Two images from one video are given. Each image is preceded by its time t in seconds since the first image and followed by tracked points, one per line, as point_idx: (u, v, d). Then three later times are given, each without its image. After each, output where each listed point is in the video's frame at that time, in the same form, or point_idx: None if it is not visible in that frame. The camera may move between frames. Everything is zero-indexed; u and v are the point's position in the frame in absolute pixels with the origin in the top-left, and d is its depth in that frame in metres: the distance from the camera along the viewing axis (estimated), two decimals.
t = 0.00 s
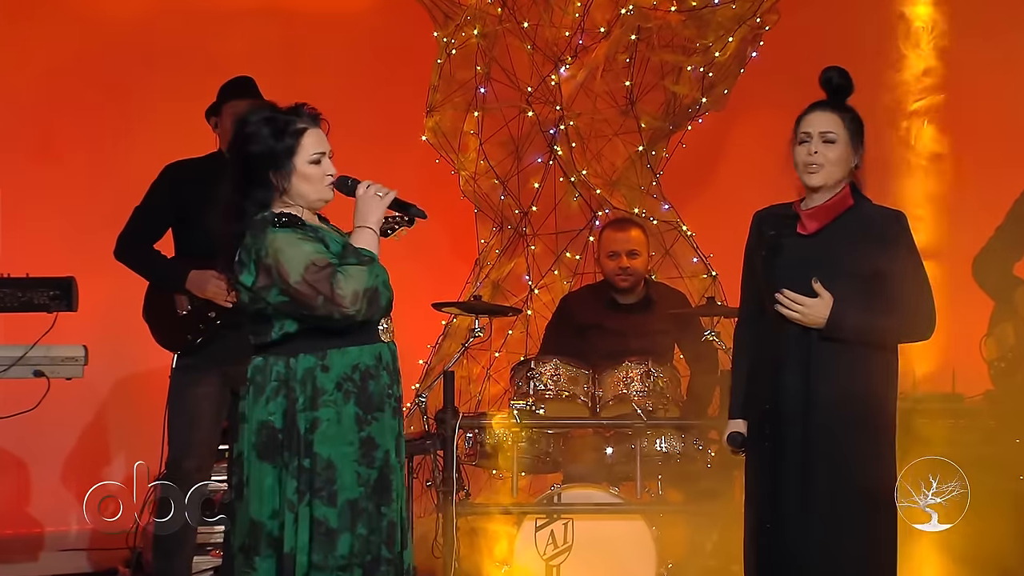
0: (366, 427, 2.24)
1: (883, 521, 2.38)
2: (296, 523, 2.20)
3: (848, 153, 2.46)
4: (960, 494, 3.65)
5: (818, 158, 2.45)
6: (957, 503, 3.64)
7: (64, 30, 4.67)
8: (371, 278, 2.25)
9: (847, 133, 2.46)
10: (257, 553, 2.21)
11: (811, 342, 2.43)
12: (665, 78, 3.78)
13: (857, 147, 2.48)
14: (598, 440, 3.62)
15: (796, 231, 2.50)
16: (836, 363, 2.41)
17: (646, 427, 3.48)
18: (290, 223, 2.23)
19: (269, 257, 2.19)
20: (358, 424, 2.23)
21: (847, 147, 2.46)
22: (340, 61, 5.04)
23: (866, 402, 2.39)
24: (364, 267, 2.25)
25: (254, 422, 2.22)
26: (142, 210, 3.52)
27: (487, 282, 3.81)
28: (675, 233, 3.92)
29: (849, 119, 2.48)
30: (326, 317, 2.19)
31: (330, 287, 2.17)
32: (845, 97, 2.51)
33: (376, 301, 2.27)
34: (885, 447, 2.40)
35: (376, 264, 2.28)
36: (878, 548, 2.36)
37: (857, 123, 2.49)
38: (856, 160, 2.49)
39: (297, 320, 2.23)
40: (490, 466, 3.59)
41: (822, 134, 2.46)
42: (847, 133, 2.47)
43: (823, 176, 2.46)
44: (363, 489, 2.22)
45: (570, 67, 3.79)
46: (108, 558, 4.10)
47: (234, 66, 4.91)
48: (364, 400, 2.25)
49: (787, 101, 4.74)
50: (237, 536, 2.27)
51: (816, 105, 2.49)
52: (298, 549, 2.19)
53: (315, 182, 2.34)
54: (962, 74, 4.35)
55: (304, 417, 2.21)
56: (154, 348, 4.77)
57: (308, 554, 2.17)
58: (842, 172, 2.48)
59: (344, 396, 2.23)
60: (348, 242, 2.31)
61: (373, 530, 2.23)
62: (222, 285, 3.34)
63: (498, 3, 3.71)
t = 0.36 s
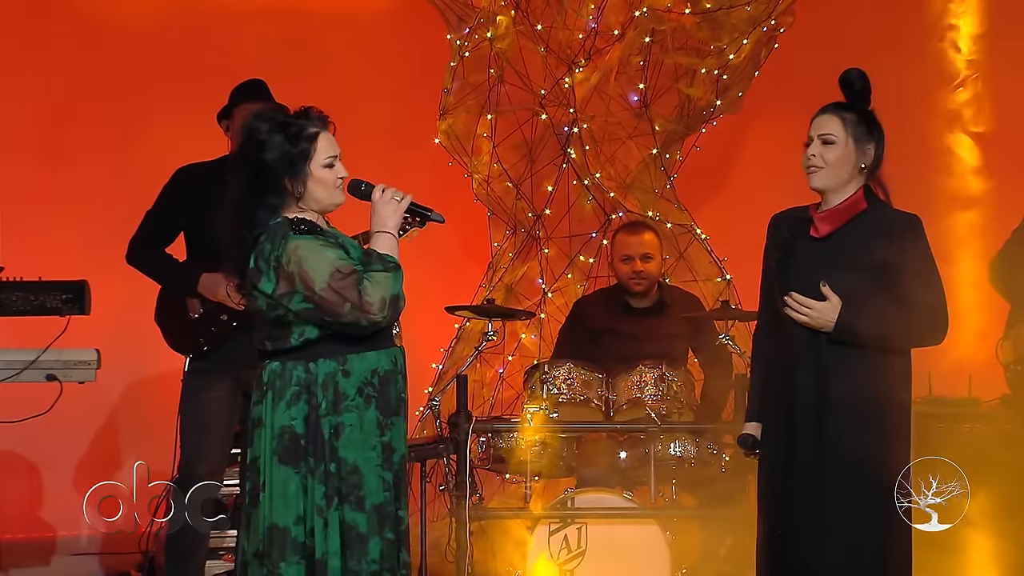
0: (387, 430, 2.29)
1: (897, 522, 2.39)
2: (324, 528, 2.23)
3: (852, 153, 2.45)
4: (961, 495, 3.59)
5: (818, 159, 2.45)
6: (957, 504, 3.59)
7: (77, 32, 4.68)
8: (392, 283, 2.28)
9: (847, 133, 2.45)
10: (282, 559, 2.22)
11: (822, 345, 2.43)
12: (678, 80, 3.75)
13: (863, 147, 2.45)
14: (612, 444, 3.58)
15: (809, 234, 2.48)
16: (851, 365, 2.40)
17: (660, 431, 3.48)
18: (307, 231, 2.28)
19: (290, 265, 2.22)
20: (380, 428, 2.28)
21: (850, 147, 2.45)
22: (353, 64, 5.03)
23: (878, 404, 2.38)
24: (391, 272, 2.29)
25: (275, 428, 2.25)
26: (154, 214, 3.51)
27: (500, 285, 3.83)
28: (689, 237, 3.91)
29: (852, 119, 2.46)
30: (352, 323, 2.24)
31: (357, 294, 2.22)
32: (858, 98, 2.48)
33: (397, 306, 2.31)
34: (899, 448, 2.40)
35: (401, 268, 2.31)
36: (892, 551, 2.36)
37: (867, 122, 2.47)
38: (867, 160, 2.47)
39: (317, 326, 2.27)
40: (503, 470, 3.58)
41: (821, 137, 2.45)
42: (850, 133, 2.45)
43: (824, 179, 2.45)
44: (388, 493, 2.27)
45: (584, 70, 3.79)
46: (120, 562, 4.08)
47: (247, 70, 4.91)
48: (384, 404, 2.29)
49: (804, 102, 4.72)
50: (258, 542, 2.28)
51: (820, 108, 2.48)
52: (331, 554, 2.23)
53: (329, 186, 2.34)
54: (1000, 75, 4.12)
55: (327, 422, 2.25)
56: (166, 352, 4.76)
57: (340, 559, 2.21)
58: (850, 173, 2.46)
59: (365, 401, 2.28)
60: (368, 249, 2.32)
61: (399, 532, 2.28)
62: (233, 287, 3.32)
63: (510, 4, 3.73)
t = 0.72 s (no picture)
0: (397, 432, 2.29)
1: (910, 522, 2.38)
2: (339, 529, 2.24)
3: (855, 156, 2.41)
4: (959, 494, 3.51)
5: (822, 163, 2.43)
6: (958, 503, 3.51)
7: (84, 33, 4.68)
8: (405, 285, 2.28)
9: (851, 136, 2.42)
10: (293, 560, 2.22)
11: (830, 348, 2.41)
12: (688, 82, 3.75)
13: (867, 149, 2.42)
14: (621, 447, 3.55)
15: (817, 237, 2.48)
16: (860, 366, 2.37)
17: (670, 432, 3.48)
18: (321, 232, 2.26)
19: (304, 266, 2.21)
20: (392, 430, 2.28)
21: (854, 150, 2.41)
22: (362, 66, 5.02)
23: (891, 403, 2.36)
24: (407, 274, 2.29)
25: (287, 429, 2.23)
26: (162, 216, 3.50)
27: (509, 287, 3.84)
28: (699, 237, 3.91)
29: (856, 122, 2.43)
30: (367, 324, 2.23)
31: (373, 295, 2.21)
32: (867, 100, 2.46)
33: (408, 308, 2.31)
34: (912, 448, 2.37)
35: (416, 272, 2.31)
36: (906, 552, 2.34)
37: (872, 123, 2.43)
38: (871, 162, 2.43)
39: (331, 328, 2.26)
40: (513, 472, 3.60)
41: (825, 140, 2.43)
42: (853, 136, 2.42)
43: (828, 182, 2.43)
44: (397, 494, 2.27)
45: (593, 70, 3.78)
46: (128, 565, 4.07)
47: (256, 72, 4.90)
48: (394, 405, 2.29)
49: (814, 103, 4.70)
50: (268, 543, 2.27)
51: (827, 111, 2.46)
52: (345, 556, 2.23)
53: (338, 188, 2.34)
54: None
55: (341, 424, 2.24)
56: (173, 355, 4.74)
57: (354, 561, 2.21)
58: (854, 175, 2.43)
59: (377, 403, 2.27)
60: (380, 250, 2.32)
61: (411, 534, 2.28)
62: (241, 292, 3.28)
63: (519, 5, 3.74)
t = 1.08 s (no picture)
0: (401, 434, 2.27)
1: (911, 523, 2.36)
2: (342, 533, 2.22)
3: (860, 157, 2.39)
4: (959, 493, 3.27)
5: (827, 165, 2.41)
6: (958, 501, 3.27)
7: (91, 32, 4.67)
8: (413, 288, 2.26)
9: (855, 137, 2.39)
10: (299, 562, 2.21)
11: (835, 350, 2.39)
12: (696, 81, 3.74)
13: (871, 150, 2.40)
14: (628, 449, 3.51)
15: (823, 237, 2.45)
16: (867, 366, 2.35)
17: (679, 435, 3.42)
18: (328, 232, 2.25)
19: (312, 266, 2.19)
20: (396, 432, 2.26)
21: (859, 151, 2.39)
22: (369, 66, 5.00)
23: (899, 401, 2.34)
24: (416, 274, 2.27)
25: (292, 431, 2.22)
26: (166, 219, 3.49)
27: (517, 288, 3.84)
28: (707, 238, 3.89)
29: (860, 123, 2.41)
30: (375, 324, 2.22)
31: (382, 295, 2.20)
32: (868, 99, 2.45)
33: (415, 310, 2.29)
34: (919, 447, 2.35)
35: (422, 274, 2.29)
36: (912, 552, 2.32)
37: (876, 123, 2.41)
38: (877, 162, 2.41)
39: (337, 328, 2.24)
40: (521, 473, 3.62)
41: (830, 141, 2.41)
42: (858, 137, 2.40)
43: (834, 184, 2.41)
44: (400, 498, 2.26)
45: (600, 70, 3.76)
46: (135, 567, 4.06)
47: (262, 72, 4.89)
48: (399, 407, 2.28)
49: (823, 103, 4.67)
50: (269, 546, 2.25)
51: (829, 112, 2.44)
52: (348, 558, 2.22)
53: (344, 188, 2.32)
54: None
55: (345, 426, 2.23)
56: (179, 358, 4.72)
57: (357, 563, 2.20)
58: (859, 177, 2.41)
59: (382, 405, 2.25)
60: (387, 249, 2.30)
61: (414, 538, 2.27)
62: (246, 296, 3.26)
63: (527, 5, 3.71)
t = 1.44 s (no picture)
0: (406, 443, 2.22)
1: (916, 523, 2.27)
2: (341, 540, 2.18)
3: (870, 161, 2.33)
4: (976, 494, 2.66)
5: (836, 170, 2.36)
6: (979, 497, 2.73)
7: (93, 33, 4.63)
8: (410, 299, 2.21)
9: (864, 141, 2.34)
10: (301, 570, 2.17)
11: (840, 350, 2.34)
12: (708, 82, 3.70)
13: (880, 153, 2.33)
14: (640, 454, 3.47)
15: (832, 239, 2.40)
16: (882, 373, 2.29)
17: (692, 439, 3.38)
18: (330, 237, 2.21)
19: (311, 270, 2.16)
20: (399, 441, 2.21)
21: (868, 155, 2.33)
22: (375, 67, 4.96)
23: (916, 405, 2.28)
24: (414, 291, 2.21)
25: (293, 437, 2.18)
26: (172, 222, 3.46)
27: (525, 292, 3.82)
28: (719, 241, 3.82)
29: (867, 126, 2.35)
30: (368, 336, 2.17)
31: (377, 306, 2.15)
32: (874, 101, 2.39)
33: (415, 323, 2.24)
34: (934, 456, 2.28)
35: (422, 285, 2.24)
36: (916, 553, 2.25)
37: (884, 125, 2.35)
38: (887, 165, 2.34)
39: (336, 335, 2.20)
40: (530, 479, 3.56)
41: (837, 146, 2.35)
42: (866, 141, 2.34)
43: (844, 189, 2.35)
44: (403, 507, 2.21)
45: (611, 72, 3.72)
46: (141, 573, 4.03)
47: (267, 73, 4.85)
48: (402, 415, 2.22)
49: (834, 105, 4.62)
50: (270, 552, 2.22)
51: (836, 116, 2.39)
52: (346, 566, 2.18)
53: (349, 191, 2.28)
54: None
55: (346, 433, 2.19)
56: (185, 362, 4.69)
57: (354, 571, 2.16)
58: (870, 180, 2.34)
59: (384, 412, 2.21)
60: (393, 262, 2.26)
61: (416, 548, 2.22)
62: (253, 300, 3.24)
63: (537, 5, 3.69)
